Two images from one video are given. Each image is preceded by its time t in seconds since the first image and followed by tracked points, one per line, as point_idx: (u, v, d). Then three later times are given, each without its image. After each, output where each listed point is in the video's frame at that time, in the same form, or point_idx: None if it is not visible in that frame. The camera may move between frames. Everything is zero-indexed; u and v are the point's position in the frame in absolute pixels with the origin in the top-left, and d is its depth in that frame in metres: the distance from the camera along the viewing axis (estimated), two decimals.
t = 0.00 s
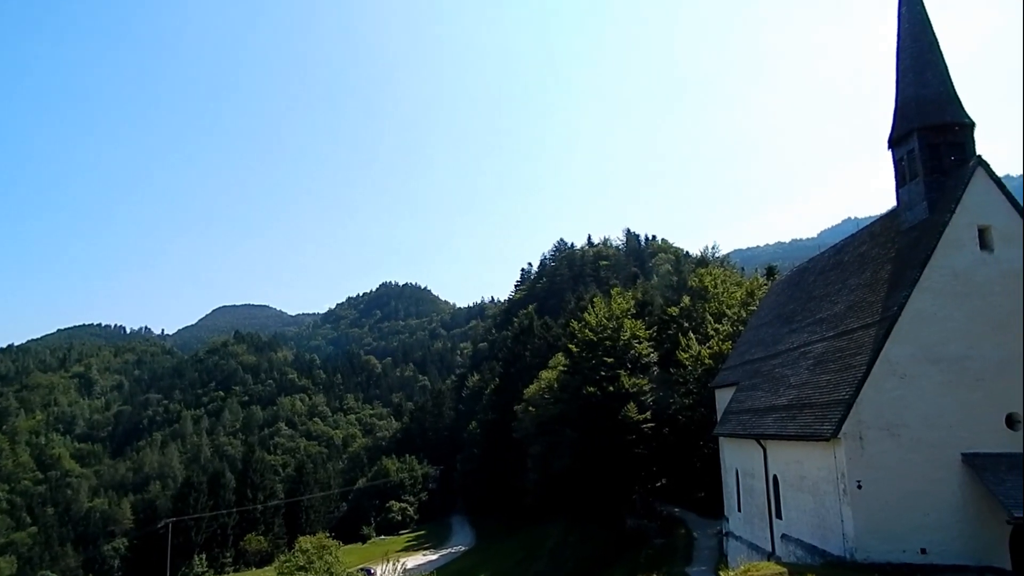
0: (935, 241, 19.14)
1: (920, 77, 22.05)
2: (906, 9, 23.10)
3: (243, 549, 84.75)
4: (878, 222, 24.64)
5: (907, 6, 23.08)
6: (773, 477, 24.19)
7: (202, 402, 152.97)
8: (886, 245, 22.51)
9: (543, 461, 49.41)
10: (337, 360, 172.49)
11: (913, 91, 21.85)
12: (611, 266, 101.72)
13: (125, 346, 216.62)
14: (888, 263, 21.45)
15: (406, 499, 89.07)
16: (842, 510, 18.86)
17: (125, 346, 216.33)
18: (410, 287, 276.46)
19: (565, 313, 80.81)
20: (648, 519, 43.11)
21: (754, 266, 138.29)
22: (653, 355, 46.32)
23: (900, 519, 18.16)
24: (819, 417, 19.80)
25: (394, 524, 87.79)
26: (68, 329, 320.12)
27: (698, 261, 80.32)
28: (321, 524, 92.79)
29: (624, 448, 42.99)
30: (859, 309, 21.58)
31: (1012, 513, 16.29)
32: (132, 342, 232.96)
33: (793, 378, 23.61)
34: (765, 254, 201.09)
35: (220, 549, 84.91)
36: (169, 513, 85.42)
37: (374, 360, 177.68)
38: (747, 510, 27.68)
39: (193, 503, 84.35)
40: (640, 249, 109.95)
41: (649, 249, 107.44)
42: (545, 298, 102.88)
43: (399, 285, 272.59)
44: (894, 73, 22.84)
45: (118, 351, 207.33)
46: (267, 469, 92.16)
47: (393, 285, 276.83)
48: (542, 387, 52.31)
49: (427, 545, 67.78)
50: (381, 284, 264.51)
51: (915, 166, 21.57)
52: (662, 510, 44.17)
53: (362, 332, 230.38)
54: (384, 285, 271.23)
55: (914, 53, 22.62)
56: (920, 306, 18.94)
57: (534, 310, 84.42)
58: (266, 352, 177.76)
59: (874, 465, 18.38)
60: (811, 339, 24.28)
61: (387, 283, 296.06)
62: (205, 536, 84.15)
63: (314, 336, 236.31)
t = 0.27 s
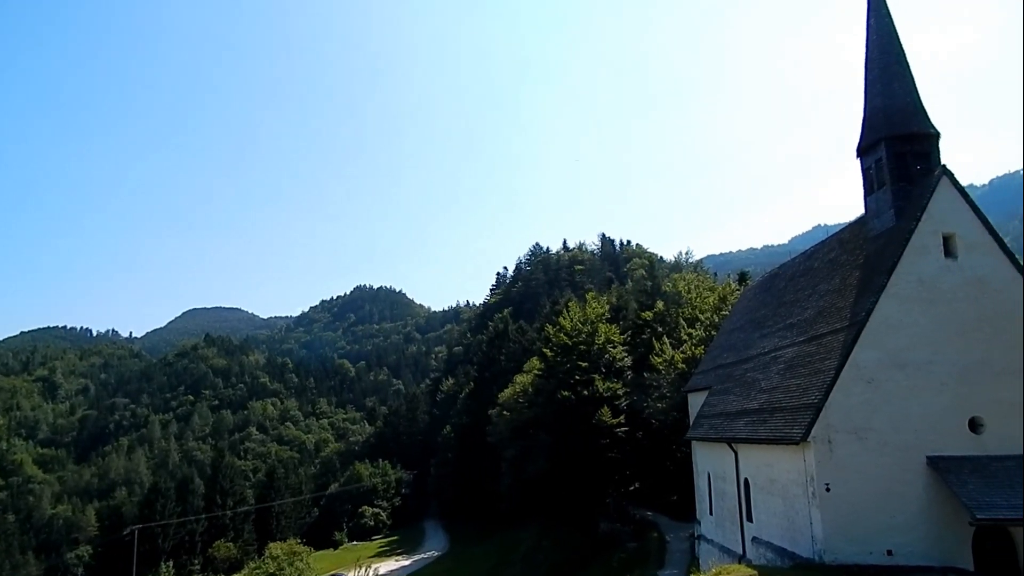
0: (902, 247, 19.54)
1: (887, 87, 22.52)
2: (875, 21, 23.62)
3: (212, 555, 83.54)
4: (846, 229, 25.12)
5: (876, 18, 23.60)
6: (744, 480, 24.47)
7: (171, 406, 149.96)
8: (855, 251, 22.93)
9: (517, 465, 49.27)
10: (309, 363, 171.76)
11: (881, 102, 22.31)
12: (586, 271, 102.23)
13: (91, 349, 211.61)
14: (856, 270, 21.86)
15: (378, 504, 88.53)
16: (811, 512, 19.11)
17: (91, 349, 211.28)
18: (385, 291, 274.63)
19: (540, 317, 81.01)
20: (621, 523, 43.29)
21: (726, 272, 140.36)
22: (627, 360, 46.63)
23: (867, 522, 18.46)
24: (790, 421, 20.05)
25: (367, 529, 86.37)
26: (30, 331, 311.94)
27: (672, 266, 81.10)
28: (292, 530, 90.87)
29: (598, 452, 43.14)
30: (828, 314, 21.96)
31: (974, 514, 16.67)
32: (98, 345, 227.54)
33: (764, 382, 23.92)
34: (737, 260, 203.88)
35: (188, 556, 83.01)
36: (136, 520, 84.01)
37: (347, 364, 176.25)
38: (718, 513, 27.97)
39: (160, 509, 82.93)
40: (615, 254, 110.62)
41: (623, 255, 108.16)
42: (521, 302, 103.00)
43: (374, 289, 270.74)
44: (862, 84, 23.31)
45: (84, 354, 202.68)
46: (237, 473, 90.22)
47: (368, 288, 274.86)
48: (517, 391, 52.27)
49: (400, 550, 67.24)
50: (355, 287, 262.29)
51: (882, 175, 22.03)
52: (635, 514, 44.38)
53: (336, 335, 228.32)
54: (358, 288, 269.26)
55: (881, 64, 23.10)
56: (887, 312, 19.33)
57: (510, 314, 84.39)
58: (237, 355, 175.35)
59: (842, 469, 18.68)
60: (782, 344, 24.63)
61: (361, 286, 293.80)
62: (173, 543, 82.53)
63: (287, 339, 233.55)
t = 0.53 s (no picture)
0: (870, 254, 19.95)
1: (856, 96, 22.96)
2: (844, 32, 24.11)
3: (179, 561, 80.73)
4: (816, 235, 25.58)
5: (845, 28, 24.09)
6: (715, 482, 24.73)
7: (139, 410, 146.75)
8: (824, 257, 23.35)
9: (491, 469, 49.20)
10: (281, 366, 170.13)
11: (851, 110, 22.74)
12: (561, 274, 102.68)
13: (55, 351, 206.35)
14: (826, 275, 22.26)
15: (351, 508, 87.84)
16: (781, 514, 19.38)
17: (56, 351, 206.05)
18: (359, 293, 272.51)
19: (515, 320, 81.12)
20: (594, 525, 43.44)
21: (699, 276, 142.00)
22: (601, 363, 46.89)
23: (835, 523, 18.77)
24: (760, 425, 20.33)
25: (339, 534, 85.42)
26: None
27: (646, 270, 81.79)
28: (262, 535, 89.13)
29: (572, 455, 43.27)
30: (797, 319, 22.32)
31: (939, 515, 17.00)
32: (62, 347, 221.74)
33: (735, 385, 24.22)
34: (710, 264, 206.46)
35: (155, 562, 80.85)
36: (102, 525, 82.01)
37: (320, 367, 174.66)
38: (690, 516, 28.21)
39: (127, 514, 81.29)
40: (590, 258, 111.17)
41: (598, 258, 108.76)
42: (495, 305, 103.04)
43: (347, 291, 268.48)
44: (832, 93, 23.75)
45: (48, 357, 197.62)
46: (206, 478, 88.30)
47: (342, 291, 272.32)
48: (491, 394, 52.21)
49: (372, 555, 66.56)
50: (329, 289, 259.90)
51: (851, 182, 22.47)
52: (608, 517, 44.57)
53: (309, 337, 226.01)
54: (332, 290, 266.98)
55: (851, 74, 23.55)
56: (855, 317, 19.72)
57: (484, 316, 84.32)
58: (207, 358, 172.61)
59: (811, 471, 18.97)
60: (753, 348, 24.98)
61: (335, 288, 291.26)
62: (140, 549, 80.26)
63: (259, 341, 230.46)
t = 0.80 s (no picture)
0: (840, 258, 20.28)
1: (827, 105, 23.37)
2: (817, 41, 24.51)
3: (145, 565, 79.60)
4: (787, 240, 25.97)
5: (818, 38, 24.51)
6: (686, 484, 24.95)
7: (104, 410, 143.12)
8: (794, 262, 23.71)
9: (464, 470, 49.05)
10: (252, 366, 167.83)
11: (822, 118, 23.12)
12: (536, 277, 102.90)
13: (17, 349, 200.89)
14: (796, 280, 22.60)
15: (321, 510, 87.21)
16: (751, 516, 19.61)
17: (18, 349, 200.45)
18: (333, 293, 269.77)
19: (490, 322, 81.15)
20: (566, 527, 43.51)
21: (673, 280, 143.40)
22: (575, 365, 47.07)
23: (803, 524, 19.03)
24: (731, 427, 20.58)
25: (310, 537, 84.67)
26: None
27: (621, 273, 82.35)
28: (231, 538, 88.13)
29: (545, 457, 43.29)
30: (768, 323, 22.62)
31: (902, 516, 17.30)
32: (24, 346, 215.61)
33: (708, 388, 24.47)
34: (684, 268, 208.61)
35: (119, 566, 79.14)
36: (64, 528, 79.16)
37: (292, 368, 172.92)
38: (662, 518, 28.37)
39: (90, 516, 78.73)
40: (565, 260, 111.55)
41: (573, 261, 109.19)
42: (471, 307, 102.98)
43: (321, 291, 265.90)
44: (804, 101, 24.14)
45: (10, 355, 192.28)
46: (173, 480, 86.60)
47: (315, 290, 269.13)
48: (465, 396, 52.11)
49: (343, 558, 65.90)
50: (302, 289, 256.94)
51: (822, 189, 22.84)
52: (581, 518, 44.68)
53: (281, 338, 223.51)
54: (305, 291, 264.36)
55: (824, 82, 23.93)
56: (825, 321, 20.04)
57: (459, 318, 84.10)
58: (176, 357, 169.44)
59: (780, 474, 19.22)
60: (725, 351, 25.26)
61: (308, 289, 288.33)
62: (104, 553, 78.52)
63: (230, 341, 226.86)
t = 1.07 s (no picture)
0: (812, 263, 20.59)
1: (801, 111, 23.70)
2: (792, 48, 24.86)
3: (112, 567, 76.32)
4: (761, 244, 26.31)
5: (793, 45, 24.86)
6: (660, 485, 25.12)
7: (71, 409, 138.40)
8: (768, 266, 24.03)
9: (438, 471, 48.92)
10: (225, 365, 164.66)
11: (797, 124, 23.44)
12: (513, 278, 102.98)
13: None
14: (769, 284, 22.89)
15: (294, 511, 86.17)
16: (723, 516, 19.80)
17: None
18: (308, 292, 266.88)
19: (466, 323, 81.14)
20: (540, 527, 43.62)
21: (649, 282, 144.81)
22: (551, 366, 47.20)
23: (774, 525, 19.27)
24: (704, 428, 20.79)
25: (281, 538, 83.80)
26: None
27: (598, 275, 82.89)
28: (200, 539, 86.50)
29: (520, 458, 43.32)
30: (742, 326, 22.88)
31: (870, 516, 17.59)
32: None
33: (681, 390, 24.68)
34: (660, 271, 210.17)
35: (85, 567, 77.68)
36: (28, 529, 77.27)
37: (265, 367, 171.19)
38: (635, 519, 28.57)
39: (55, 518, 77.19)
40: (542, 262, 111.84)
41: (550, 262, 109.53)
42: (447, 307, 102.84)
43: (296, 289, 263.25)
44: (779, 107, 24.45)
45: None
46: (142, 480, 85.27)
47: (290, 289, 266.25)
48: (440, 396, 51.97)
49: (315, 559, 65.41)
50: (276, 287, 254.05)
51: (795, 194, 23.17)
52: (555, 519, 44.85)
53: (254, 337, 220.95)
54: (280, 289, 261.65)
55: (798, 89, 24.28)
56: (797, 325, 20.32)
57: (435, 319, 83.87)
58: (146, 355, 165.22)
59: (752, 475, 19.45)
60: (699, 354, 25.50)
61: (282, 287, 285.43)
62: (69, 555, 76.97)
63: (202, 339, 223.25)
